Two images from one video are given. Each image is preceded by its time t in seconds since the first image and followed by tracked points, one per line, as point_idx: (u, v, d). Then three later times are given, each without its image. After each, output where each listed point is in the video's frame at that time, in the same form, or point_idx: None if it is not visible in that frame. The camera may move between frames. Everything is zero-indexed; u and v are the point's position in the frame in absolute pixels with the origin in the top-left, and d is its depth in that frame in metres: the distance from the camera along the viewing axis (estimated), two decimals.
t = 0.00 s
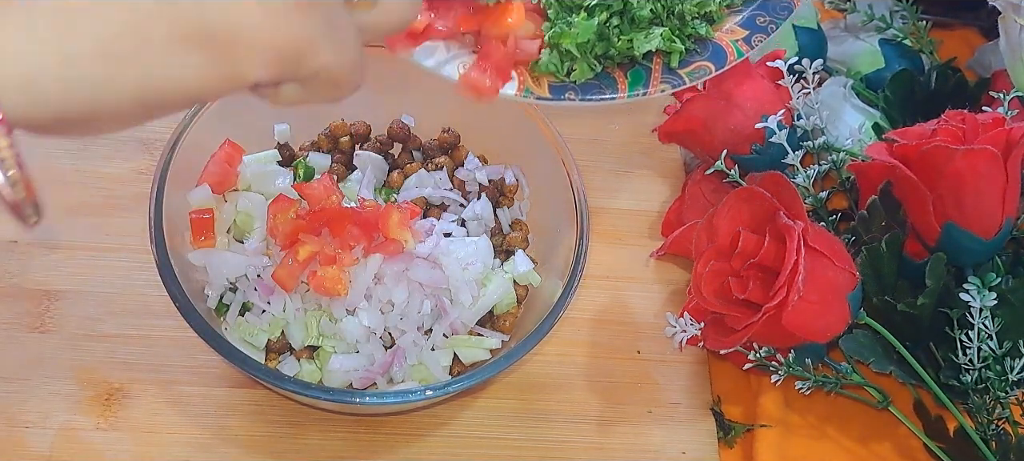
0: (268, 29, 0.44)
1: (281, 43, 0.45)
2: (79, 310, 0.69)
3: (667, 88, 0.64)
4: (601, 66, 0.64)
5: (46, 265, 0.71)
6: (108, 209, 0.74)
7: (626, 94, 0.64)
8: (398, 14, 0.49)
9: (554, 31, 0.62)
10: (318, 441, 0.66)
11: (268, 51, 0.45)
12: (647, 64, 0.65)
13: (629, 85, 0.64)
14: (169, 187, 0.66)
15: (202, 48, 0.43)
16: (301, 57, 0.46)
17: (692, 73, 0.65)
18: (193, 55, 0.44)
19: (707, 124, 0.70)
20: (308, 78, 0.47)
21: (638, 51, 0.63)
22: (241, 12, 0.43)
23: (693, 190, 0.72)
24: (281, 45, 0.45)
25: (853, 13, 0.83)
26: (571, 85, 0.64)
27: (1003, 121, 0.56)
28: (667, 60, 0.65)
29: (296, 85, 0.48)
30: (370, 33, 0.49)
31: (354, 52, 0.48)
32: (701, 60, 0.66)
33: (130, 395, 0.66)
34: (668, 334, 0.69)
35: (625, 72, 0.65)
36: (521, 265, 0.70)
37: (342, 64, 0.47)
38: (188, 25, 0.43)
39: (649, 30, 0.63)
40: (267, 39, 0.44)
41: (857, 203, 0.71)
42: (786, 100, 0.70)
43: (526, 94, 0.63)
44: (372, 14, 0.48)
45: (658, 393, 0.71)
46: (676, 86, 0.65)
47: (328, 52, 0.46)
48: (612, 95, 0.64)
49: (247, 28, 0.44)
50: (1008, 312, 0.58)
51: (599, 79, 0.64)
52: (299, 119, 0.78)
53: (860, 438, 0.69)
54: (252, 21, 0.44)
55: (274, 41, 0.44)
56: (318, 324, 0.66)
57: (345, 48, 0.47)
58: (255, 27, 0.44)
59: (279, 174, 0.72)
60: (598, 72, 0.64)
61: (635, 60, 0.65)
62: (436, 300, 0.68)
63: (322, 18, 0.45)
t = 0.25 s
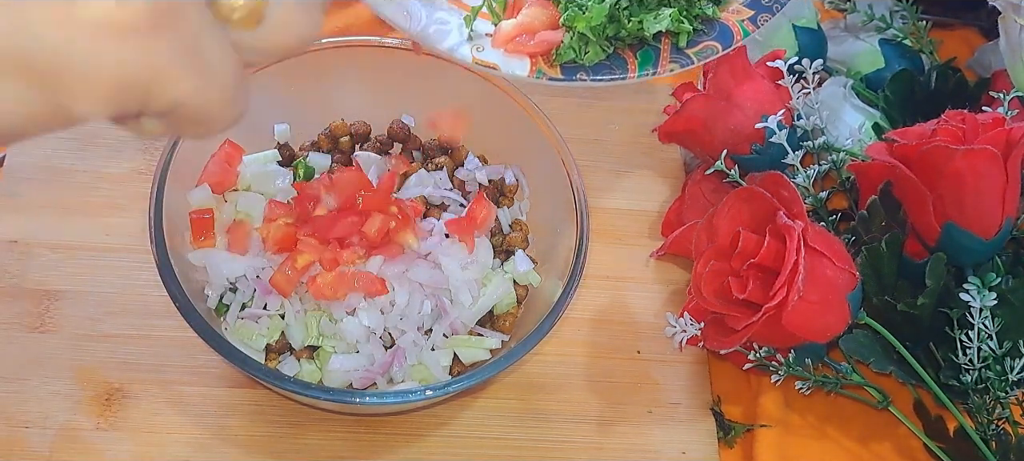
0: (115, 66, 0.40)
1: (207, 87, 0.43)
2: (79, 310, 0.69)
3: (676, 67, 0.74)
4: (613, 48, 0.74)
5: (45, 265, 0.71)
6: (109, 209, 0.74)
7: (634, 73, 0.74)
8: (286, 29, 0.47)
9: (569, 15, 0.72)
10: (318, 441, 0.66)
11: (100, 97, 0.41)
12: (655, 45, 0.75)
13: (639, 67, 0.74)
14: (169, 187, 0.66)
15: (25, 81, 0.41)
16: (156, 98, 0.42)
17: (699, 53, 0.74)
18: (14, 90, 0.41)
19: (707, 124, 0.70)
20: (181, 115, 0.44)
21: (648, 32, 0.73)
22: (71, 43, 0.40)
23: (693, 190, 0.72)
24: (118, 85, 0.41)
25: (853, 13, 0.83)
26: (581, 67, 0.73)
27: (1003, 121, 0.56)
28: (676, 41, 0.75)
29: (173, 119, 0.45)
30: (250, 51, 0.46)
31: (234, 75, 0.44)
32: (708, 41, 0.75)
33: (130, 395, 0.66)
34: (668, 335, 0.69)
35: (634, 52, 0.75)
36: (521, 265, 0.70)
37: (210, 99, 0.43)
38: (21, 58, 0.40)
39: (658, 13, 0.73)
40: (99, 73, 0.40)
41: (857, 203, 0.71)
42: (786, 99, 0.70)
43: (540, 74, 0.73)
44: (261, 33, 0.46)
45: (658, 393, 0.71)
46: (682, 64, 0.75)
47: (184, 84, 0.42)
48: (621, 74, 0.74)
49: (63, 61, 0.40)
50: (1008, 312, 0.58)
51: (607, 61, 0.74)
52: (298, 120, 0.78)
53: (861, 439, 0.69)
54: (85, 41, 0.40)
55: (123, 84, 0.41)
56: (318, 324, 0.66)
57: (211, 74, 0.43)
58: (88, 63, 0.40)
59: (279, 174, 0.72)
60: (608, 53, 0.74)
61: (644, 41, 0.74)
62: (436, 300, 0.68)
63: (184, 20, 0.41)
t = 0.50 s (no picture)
0: None
1: None
2: (79, 309, 0.69)
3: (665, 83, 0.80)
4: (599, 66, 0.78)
5: (45, 265, 0.71)
6: (108, 209, 0.74)
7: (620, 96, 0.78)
8: None
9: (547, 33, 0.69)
10: (318, 442, 0.66)
11: (337, 29, 0.49)
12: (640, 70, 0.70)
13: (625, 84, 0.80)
14: (169, 187, 0.66)
15: (277, 27, 0.47)
16: (377, 25, 0.49)
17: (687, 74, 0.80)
18: (273, 34, 0.47)
19: (707, 124, 0.71)
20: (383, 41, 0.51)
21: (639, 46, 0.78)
22: None
23: (693, 190, 0.72)
24: (354, 18, 0.48)
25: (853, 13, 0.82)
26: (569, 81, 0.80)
27: (1003, 121, 0.56)
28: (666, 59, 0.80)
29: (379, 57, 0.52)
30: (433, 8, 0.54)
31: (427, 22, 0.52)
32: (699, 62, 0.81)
33: (130, 395, 0.66)
34: (667, 334, 0.69)
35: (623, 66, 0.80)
36: (521, 265, 0.70)
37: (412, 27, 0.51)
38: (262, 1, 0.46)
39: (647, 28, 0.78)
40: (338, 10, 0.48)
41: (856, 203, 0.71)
42: (786, 99, 0.70)
43: (516, 95, 0.68)
44: None
45: (658, 393, 0.71)
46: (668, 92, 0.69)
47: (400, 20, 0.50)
48: (603, 98, 0.69)
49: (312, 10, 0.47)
50: (1008, 312, 0.58)
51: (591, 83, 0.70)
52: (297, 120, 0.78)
53: (861, 439, 0.69)
54: None
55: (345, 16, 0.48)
56: (318, 324, 0.66)
57: None
58: None
59: (279, 174, 0.72)
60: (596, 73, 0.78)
61: (629, 64, 0.70)
62: (436, 300, 0.68)
63: None
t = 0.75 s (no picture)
0: (189, 125, 0.34)
1: (204, 67, 0.34)
2: (79, 309, 0.69)
3: (661, 68, 0.86)
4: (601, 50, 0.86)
5: (45, 265, 0.71)
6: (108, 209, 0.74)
7: (620, 75, 0.86)
8: (351, 94, 0.38)
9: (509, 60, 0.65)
10: (318, 442, 0.66)
11: (184, 160, 0.35)
12: (639, 51, 0.87)
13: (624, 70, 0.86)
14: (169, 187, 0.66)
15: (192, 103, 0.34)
16: (229, 159, 0.36)
17: (686, 56, 0.86)
18: (96, 163, 0.35)
19: (707, 124, 0.71)
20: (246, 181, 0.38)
21: (635, 32, 0.85)
22: (148, 110, 0.34)
23: (693, 190, 0.72)
24: (201, 150, 0.35)
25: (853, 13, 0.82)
26: (568, 68, 0.86)
27: (1003, 121, 0.56)
28: (664, 43, 0.86)
29: (240, 186, 0.39)
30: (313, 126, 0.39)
31: (300, 150, 0.38)
32: (698, 44, 0.87)
33: (130, 395, 0.66)
34: (667, 334, 0.69)
35: (621, 54, 0.87)
36: (521, 265, 0.71)
37: (278, 158, 0.37)
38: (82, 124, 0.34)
39: (645, 15, 0.85)
40: (179, 131, 0.35)
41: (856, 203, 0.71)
42: (786, 99, 0.70)
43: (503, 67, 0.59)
44: (323, 103, 0.38)
45: (658, 393, 0.71)
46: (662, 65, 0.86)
47: (263, 149, 0.36)
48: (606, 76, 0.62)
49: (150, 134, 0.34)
50: (1008, 312, 0.58)
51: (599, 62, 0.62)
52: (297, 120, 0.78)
53: (860, 439, 0.69)
54: (162, 113, 0.34)
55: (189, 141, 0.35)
56: (318, 324, 0.66)
57: (206, 72, 0.34)
58: (165, 128, 0.34)
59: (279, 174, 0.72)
60: (597, 55, 0.86)
61: (632, 43, 0.87)
62: (436, 300, 0.68)
63: (256, 86, 0.35)
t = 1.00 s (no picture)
0: (71, 293, 0.32)
1: (89, 236, 0.30)
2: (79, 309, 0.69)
3: (655, 51, 0.92)
4: (596, 33, 0.92)
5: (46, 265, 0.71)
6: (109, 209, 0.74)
7: (615, 58, 0.91)
8: (260, 215, 0.36)
9: None
10: (318, 442, 0.66)
11: (60, 316, 0.33)
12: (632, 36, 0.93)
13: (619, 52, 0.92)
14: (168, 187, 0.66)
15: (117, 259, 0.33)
16: (113, 304, 0.34)
17: (678, 40, 0.93)
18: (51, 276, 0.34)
19: (707, 124, 0.71)
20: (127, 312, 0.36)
21: (629, 16, 0.91)
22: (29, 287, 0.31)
23: (693, 190, 0.72)
24: (80, 307, 0.33)
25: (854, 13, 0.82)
26: (564, 51, 0.91)
27: (1003, 121, 0.56)
28: (657, 28, 0.93)
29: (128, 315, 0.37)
30: (209, 239, 0.37)
31: (190, 279, 0.36)
32: (689, 30, 0.94)
33: (130, 395, 0.66)
34: (667, 334, 0.69)
35: (616, 38, 0.93)
36: (521, 265, 0.71)
37: (164, 301, 0.35)
38: None
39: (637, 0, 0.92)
40: (64, 298, 0.32)
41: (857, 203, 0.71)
42: (786, 99, 0.70)
43: None
44: (225, 226, 0.36)
45: (658, 393, 0.71)
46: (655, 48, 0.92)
47: (146, 295, 0.34)
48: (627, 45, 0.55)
49: (27, 301, 0.32)
50: (1008, 312, 0.58)
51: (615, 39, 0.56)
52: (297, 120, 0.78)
53: (861, 438, 0.69)
54: (41, 279, 0.31)
55: (69, 306, 0.32)
56: (318, 325, 0.66)
57: (83, 239, 0.30)
58: (41, 297, 0.31)
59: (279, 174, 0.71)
60: (592, 38, 0.92)
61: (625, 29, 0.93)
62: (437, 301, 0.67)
63: (146, 241, 0.32)
